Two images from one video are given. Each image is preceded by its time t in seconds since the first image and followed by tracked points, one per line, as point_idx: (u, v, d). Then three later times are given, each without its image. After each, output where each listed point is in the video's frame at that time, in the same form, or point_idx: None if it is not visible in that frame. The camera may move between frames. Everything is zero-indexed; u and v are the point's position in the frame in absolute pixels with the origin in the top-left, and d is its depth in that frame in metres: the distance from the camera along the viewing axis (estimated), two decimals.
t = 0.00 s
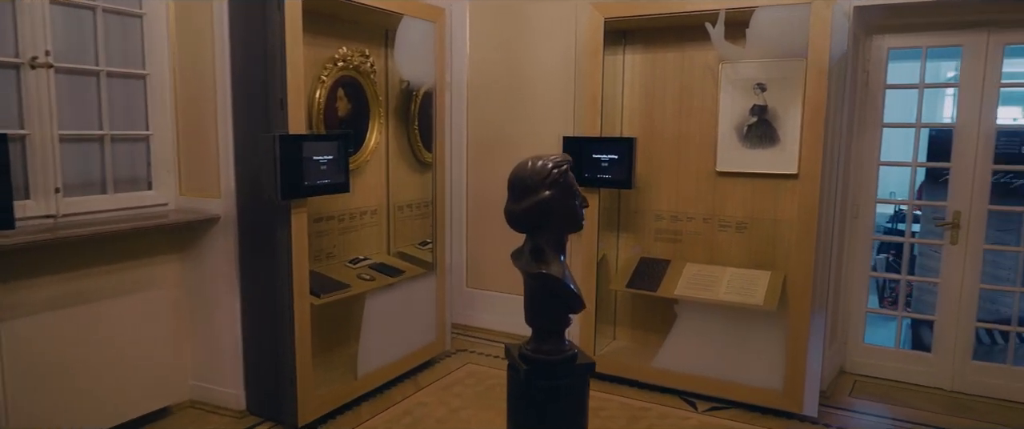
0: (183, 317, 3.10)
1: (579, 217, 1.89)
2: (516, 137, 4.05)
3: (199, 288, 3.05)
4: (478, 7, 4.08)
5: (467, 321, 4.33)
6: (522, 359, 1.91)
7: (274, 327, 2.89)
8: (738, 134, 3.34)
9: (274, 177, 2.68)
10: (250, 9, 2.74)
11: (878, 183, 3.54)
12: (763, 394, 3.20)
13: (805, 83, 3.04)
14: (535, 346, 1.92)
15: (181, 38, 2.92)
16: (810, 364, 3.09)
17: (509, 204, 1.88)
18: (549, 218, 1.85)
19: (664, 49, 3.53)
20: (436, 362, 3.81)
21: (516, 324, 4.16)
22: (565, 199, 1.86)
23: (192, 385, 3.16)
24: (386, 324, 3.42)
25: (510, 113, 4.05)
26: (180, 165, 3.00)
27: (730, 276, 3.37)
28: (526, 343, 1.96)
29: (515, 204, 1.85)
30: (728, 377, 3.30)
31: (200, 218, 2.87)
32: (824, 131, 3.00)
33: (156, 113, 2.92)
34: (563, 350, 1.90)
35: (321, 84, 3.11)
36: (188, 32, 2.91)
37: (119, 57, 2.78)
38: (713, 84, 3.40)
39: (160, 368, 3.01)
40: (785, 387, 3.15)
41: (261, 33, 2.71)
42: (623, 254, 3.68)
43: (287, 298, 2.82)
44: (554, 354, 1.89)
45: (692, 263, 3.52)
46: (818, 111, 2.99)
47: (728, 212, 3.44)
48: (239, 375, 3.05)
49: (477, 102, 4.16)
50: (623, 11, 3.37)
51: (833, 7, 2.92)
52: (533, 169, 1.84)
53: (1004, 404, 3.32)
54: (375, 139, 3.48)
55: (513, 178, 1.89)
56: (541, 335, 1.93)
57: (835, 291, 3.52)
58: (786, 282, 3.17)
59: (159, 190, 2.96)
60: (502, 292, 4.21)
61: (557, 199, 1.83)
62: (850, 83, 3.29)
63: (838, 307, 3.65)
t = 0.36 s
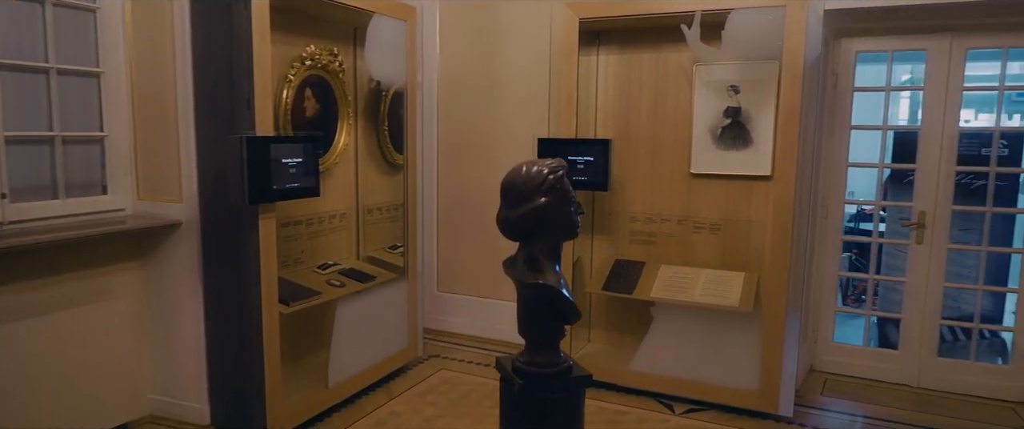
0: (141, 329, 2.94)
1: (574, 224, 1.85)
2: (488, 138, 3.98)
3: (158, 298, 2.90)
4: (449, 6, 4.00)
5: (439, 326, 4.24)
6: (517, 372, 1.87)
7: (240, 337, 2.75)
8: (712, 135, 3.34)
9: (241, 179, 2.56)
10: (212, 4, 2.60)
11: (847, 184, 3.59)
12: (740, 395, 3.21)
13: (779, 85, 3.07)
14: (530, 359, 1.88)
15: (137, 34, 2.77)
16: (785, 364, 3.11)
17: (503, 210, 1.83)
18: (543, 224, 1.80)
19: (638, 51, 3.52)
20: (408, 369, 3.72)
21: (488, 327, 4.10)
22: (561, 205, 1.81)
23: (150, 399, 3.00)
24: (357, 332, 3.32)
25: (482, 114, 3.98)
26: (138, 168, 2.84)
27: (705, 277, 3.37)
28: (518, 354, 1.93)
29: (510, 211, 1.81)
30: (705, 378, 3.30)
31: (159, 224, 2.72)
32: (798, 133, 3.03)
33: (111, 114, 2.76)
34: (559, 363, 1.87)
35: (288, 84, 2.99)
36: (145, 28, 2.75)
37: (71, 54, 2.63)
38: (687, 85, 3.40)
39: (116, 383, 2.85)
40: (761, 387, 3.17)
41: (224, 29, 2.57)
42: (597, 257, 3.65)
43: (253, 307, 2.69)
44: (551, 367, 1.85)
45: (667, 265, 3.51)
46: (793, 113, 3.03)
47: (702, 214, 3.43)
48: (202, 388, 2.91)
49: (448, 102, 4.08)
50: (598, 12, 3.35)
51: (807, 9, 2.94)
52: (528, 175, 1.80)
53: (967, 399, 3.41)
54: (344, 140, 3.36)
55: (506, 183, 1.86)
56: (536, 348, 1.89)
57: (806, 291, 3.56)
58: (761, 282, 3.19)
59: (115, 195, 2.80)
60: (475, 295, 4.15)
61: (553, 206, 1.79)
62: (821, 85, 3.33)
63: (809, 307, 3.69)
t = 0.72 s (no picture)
0: (108, 338, 2.80)
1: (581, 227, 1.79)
2: (467, 137, 3.91)
3: (125, 305, 2.76)
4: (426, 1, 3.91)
5: (418, 329, 4.15)
6: (521, 381, 1.81)
7: (216, 345, 2.62)
8: (695, 134, 3.32)
9: (216, 179, 2.43)
10: None
11: (826, 183, 3.63)
12: (724, 395, 3.23)
13: (763, 85, 3.08)
14: (534, 367, 1.83)
15: (101, 27, 2.62)
16: (770, 364, 3.14)
17: (507, 212, 1.75)
18: (549, 228, 1.73)
19: (620, 49, 3.47)
20: (388, 374, 3.63)
21: (468, 330, 4.03)
22: (567, 208, 1.74)
23: (118, 411, 2.87)
24: (337, 338, 3.24)
25: (461, 113, 3.91)
26: (103, 169, 2.70)
27: (689, 277, 3.35)
28: (523, 362, 1.87)
29: (516, 214, 1.73)
30: (690, 379, 3.32)
31: (127, 227, 2.57)
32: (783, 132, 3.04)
33: (74, 111, 2.62)
34: (565, 372, 1.81)
35: (263, 81, 2.87)
36: (109, 21, 2.60)
37: (31, 48, 2.49)
38: (669, 83, 3.36)
39: (81, 395, 2.71)
40: (747, 387, 3.19)
41: (198, 23, 2.46)
42: (579, 258, 3.61)
43: (229, 314, 2.58)
44: (557, 376, 1.79)
45: (651, 264, 3.48)
46: (777, 113, 3.05)
47: (685, 213, 3.40)
48: (174, 399, 2.78)
49: (426, 100, 3.99)
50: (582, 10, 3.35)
51: (791, 8, 2.96)
52: (534, 175, 1.73)
53: (943, 393, 3.47)
54: (320, 140, 3.25)
55: (509, 184, 1.78)
56: (538, 355, 1.82)
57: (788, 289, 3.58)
58: (742, 280, 3.24)
59: (78, 198, 2.65)
60: (455, 298, 4.07)
61: (559, 208, 1.72)
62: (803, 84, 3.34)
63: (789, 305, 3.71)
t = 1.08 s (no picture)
0: (59, 349, 2.62)
1: (580, 228, 1.72)
2: (438, 135, 3.83)
3: (78, 314, 2.59)
4: None
5: (388, 332, 4.05)
6: (518, 388, 1.74)
7: (183, 356, 2.50)
8: (670, 132, 3.31)
9: (180, 179, 2.34)
10: None
11: (794, 180, 3.69)
12: (698, 392, 3.27)
13: (738, 83, 3.13)
14: (532, 372, 1.75)
15: (50, 17, 2.45)
16: (746, 360, 3.17)
17: (506, 211, 1.70)
18: (547, 228, 1.67)
19: (594, 46, 3.42)
20: (360, 380, 3.53)
21: (440, 332, 3.95)
22: (569, 207, 1.70)
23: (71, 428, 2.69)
24: (308, 344, 3.14)
25: (433, 110, 3.82)
26: (54, 170, 2.54)
27: (665, 276, 3.32)
28: (522, 367, 1.79)
29: (517, 214, 1.68)
30: (666, 377, 3.34)
31: (82, 231, 2.41)
32: (758, 130, 3.13)
33: (22, 108, 2.46)
34: (564, 377, 1.73)
35: (226, 76, 2.74)
36: (58, 11, 2.43)
37: None
38: (643, 78, 3.33)
39: (30, 411, 2.53)
40: (723, 383, 3.23)
41: (157, 14, 2.32)
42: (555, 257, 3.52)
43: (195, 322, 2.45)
44: (557, 382, 1.72)
45: (626, 263, 3.41)
46: (752, 110, 3.12)
47: (660, 211, 3.36)
48: (133, 413, 2.63)
49: (395, 97, 3.89)
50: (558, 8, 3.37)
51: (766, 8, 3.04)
52: (536, 173, 1.68)
53: (909, 384, 3.55)
54: (287, 138, 3.12)
55: (510, 183, 1.73)
56: (535, 361, 1.75)
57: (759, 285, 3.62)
58: (719, 277, 3.24)
59: (27, 200, 2.49)
60: (426, 300, 3.98)
61: (562, 208, 1.67)
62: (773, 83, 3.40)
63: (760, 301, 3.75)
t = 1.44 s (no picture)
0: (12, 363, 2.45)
1: (588, 228, 1.62)
2: (411, 134, 3.74)
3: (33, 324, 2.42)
4: None
5: (359, 336, 3.94)
6: (525, 397, 1.63)
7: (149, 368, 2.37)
8: (647, 131, 3.30)
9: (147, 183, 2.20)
10: None
11: (767, 179, 3.72)
12: (679, 391, 3.26)
13: (715, 82, 3.11)
14: (538, 381, 1.65)
15: None
16: (726, 359, 3.18)
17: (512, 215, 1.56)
18: (558, 232, 1.55)
19: (571, 45, 3.40)
20: (333, 387, 3.42)
21: (413, 336, 3.86)
22: (576, 210, 1.57)
23: None
24: (281, 351, 3.03)
25: (406, 109, 3.73)
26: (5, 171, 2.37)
27: (643, 275, 3.33)
28: (527, 375, 1.68)
29: (523, 218, 1.54)
30: (644, 377, 3.33)
31: (36, 237, 2.22)
32: (734, 131, 3.08)
33: None
34: (572, 386, 1.63)
35: (192, 73, 2.61)
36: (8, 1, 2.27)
37: None
38: (620, 78, 3.32)
39: None
40: (703, 382, 3.22)
41: (123, 6, 2.21)
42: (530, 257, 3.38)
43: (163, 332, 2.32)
44: (566, 390, 1.62)
45: (604, 263, 3.41)
46: (730, 111, 3.08)
47: (637, 210, 3.37)
48: None
49: (366, 95, 3.79)
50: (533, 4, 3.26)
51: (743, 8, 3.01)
52: (548, 173, 1.54)
53: (878, 379, 3.63)
54: (255, 137, 3.00)
55: (514, 184, 1.58)
56: (540, 368, 1.65)
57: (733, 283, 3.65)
58: (704, 276, 3.22)
59: None
60: (398, 303, 3.89)
61: (571, 211, 1.54)
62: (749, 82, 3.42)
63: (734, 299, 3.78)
